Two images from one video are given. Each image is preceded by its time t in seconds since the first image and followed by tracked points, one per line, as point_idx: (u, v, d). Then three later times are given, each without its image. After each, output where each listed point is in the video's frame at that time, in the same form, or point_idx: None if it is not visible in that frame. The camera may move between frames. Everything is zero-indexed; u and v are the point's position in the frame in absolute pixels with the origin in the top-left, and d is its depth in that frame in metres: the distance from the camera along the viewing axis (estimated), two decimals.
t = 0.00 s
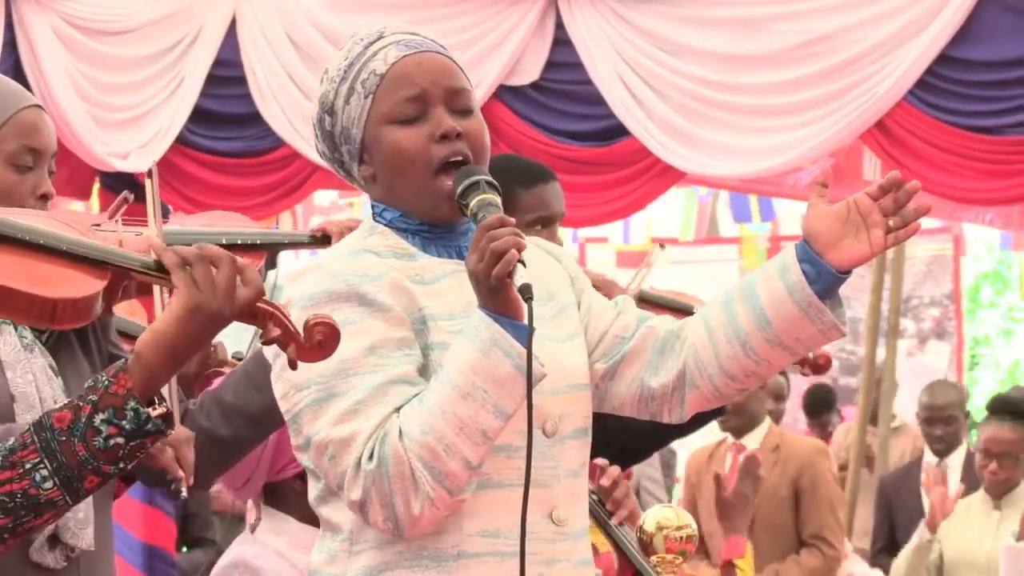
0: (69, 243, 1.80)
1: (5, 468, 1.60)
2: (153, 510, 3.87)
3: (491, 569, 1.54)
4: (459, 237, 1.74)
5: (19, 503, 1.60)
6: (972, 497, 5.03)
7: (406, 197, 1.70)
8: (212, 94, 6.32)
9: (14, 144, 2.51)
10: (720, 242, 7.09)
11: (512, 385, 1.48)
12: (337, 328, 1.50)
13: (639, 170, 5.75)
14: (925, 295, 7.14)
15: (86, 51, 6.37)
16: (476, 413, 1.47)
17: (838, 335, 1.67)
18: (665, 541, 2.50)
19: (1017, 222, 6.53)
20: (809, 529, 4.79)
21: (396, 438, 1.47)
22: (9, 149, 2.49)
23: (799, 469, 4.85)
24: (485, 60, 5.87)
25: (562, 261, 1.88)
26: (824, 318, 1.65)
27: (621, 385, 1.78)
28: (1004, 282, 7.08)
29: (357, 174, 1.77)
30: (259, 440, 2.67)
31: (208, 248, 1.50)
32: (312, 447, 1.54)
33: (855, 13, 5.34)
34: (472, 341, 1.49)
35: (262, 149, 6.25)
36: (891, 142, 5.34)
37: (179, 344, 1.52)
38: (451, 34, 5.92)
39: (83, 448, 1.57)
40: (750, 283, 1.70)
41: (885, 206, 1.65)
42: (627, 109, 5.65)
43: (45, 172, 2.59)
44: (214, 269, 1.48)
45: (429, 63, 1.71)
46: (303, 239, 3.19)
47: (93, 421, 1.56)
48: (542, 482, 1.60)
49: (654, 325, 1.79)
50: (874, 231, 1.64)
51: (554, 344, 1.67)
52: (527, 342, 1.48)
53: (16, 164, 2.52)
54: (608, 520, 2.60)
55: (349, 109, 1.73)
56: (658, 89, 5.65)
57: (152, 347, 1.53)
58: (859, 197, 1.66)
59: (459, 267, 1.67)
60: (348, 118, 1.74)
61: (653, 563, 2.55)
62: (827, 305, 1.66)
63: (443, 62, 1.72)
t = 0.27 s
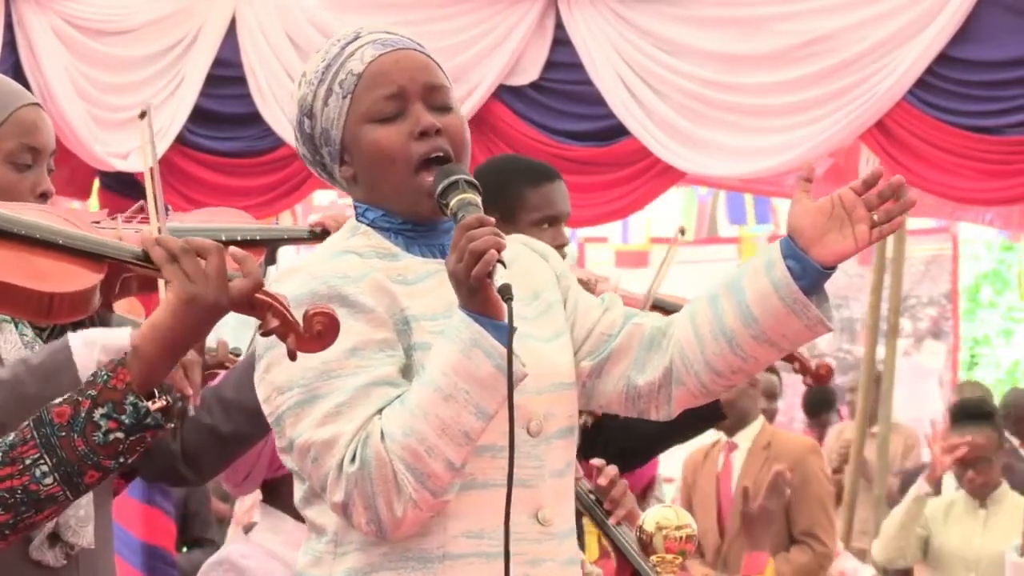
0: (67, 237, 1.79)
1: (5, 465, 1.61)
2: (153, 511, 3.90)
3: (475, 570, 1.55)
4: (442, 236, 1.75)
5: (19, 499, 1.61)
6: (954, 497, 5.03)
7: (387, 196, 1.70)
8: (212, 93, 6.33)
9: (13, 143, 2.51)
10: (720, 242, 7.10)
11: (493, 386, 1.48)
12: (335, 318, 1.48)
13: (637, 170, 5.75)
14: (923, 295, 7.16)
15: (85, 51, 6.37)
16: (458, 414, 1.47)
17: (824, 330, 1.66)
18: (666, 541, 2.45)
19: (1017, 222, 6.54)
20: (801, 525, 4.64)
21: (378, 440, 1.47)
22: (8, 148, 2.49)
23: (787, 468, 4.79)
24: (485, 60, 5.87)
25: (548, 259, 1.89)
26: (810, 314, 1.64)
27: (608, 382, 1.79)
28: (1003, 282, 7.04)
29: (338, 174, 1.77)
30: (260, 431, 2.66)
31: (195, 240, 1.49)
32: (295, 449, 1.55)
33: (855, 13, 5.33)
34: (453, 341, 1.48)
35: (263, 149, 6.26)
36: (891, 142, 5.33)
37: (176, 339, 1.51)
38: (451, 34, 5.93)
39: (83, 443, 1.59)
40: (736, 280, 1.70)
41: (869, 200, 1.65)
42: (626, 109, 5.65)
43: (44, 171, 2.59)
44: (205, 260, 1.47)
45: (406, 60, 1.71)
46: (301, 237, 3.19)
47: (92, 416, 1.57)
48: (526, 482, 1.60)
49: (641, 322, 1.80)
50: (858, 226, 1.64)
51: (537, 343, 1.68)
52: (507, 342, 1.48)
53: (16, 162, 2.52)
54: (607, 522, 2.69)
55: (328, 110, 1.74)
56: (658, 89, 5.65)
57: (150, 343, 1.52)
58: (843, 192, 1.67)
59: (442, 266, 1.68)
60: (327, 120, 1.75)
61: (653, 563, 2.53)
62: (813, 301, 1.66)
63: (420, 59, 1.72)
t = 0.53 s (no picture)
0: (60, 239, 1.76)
1: None
2: (152, 508, 3.88)
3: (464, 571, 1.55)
4: (427, 235, 1.75)
5: (11, 502, 1.63)
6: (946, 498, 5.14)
7: (372, 195, 1.70)
8: (212, 93, 6.33)
9: (13, 143, 2.51)
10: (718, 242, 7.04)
11: (478, 388, 1.48)
12: (332, 325, 1.47)
13: (637, 171, 5.75)
14: (921, 295, 7.15)
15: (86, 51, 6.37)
16: (443, 416, 1.47)
17: (812, 325, 1.66)
18: (666, 543, 2.44)
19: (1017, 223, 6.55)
20: (793, 528, 4.82)
21: (364, 443, 1.48)
22: (8, 148, 2.50)
23: (785, 466, 4.89)
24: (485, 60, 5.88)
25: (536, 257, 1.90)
26: (797, 309, 1.64)
27: (597, 380, 1.79)
28: (1003, 282, 7.02)
29: (323, 176, 1.78)
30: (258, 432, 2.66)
31: (191, 243, 1.51)
32: (281, 453, 1.55)
33: (855, 13, 5.33)
34: (438, 343, 1.48)
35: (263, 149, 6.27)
36: (891, 142, 5.33)
37: (171, 340, 1.54)
38: (450, 34, 5.93)
39: (75, 447, 1.61)
40: (723, 276, 1.70)
41: (856, 194, 1.65)
42: (626, 109, 5.65)
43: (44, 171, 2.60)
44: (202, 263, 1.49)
45: (389, 59, 1.72)
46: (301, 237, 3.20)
47: (85, 419, 1.60)
48: (513, 483, 1.61)
49: (629, 320, 1.80)
50: (844, 217, 1.63)
51: (524, 343, 1.68)
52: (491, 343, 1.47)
53: (15, 162, 2.52)
54: (608, 523, 2.70)
55: (311, 111, 1.74)
56: (657, 89, 5.64)
57: (147, 344, 1.56)
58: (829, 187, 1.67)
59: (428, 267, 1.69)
60: (311, 121, 1.75)
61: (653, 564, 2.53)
62: (800, 296, 1.65)
63: (402, 58, 1.73)
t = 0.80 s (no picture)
0: (58, 247, 1.98)
1: None
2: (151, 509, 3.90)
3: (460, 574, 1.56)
4: (421, 235, 1.75)
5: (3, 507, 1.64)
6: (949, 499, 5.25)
7: (367, 197, 1.71)
8: (212, 93, 6.33)
9: (13, 143, 2.52)
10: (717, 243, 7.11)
11: (473, 392, 1.47)
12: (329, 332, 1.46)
13: (636, 171, 5.75)
14: (919, 295, 7.11)
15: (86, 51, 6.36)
16: (438, 421, 1.47)
17: (804, 344, 1.67)
18: (665, 542, 2.45)
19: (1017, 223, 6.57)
20: (789, 532, 4.80)
21: (359, 448, 1.48)
22: (8, 148, 2.50)
23: (782, 471, 4.87)
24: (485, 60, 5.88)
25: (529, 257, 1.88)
26: (790, 328, 1.65)
27: (587, 386, 1.79)
28: (1003, 282, 7.03)
29: (315, 178, 1.77)
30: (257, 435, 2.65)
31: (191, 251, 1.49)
32: (278, 457, 1.55)
33: (854, 13, 5.33)
34: (433, 348, 1.48)
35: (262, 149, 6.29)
36: (891, 142, 5.32)
37: (166, 348, 1.54)
38: (450, 34, 5.93)
39: (66, 453, 1.61)
40: (718, 289, 1.70)
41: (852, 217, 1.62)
42: (626, 109, 5.65)
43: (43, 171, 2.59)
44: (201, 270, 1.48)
45: (377, 60, 1.72)
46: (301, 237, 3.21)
47: (77, 426, 1.60)
48: (508, 485, 1.61)
49: (621, 327, 1.79)
50: (837, 239, 1.62)
51: (519, 343, 1.68)
52: (486, 347, 1.47)
53: (15, 163, 2.52)
54: (608, 522, 2.71)
55: (301, 115, 1.74)
56: (657, 89, 5.64)
57: (141, 352, 1.55)
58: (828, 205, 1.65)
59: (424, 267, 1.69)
60: (300, 125, 1.75)
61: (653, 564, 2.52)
62: (794, 315, 1.66)
63: (390, 59, 1.73)
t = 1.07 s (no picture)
0: (58, 253, 2.00)
1: None
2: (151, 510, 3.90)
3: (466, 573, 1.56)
4: (422, 238, 1.75)
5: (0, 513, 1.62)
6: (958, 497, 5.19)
7: (370, 202, 1.71)
8: (212, 93, 6.33)
9: (13, 143, 2.52)
10: (715, 243, 7.16)
11: (480, 395, 1.47)
12: (328, 339, 1.50)
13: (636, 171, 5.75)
14: (918, 294, 7.13)
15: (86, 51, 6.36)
16: (445, 423, 1.47)
17: (785, 431, 1.70)
18: (665, 542, 2.45)
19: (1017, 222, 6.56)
20: (787, 530, 4.72)
21: (366, 449, 1.48)
22: (8, 149, 2.50)
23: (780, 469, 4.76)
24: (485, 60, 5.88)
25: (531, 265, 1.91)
26: (774, 415, 1.68)
27: (576, 415, 1.85)
28: (1003, 282, 7.03)
29: (318, 182, 1.78)
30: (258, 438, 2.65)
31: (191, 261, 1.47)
32: (283, 456, 1.55)
33: (854, 13, 5.32)
34: (440, 350, 1.47)
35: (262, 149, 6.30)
36: (891, 142, 5.32)
37: (166, 358, 1.53)
38: (450, 34, 5.93)
39: (65, 460, 1.60)
40: (713, 356, 1.74)
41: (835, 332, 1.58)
42: (625, 109, 5.65)
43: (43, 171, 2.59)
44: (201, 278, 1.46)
45: (377, 64, 1.72)
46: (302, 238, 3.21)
47: (77, 434, 1.59)
48: (515, 486, 1.61)
49: (616, 364, 1.84)
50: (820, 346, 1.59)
51: (524, 345, 1.69)
52: (494, 350, 1.47)
53: (15, 163, 2.53)
54: (608, 522, 2.71)
55: (302, 120, 1.74)
56: (657, 89, 5.64)
57: (141, 362, 1.54)
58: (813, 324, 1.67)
59: (427, 267, 1.69)
60: (301, 130, 1.75)
61: (653, 563, 2.52)
62: (782, 403, 1.69)
63: (390, 62, 1.73)
